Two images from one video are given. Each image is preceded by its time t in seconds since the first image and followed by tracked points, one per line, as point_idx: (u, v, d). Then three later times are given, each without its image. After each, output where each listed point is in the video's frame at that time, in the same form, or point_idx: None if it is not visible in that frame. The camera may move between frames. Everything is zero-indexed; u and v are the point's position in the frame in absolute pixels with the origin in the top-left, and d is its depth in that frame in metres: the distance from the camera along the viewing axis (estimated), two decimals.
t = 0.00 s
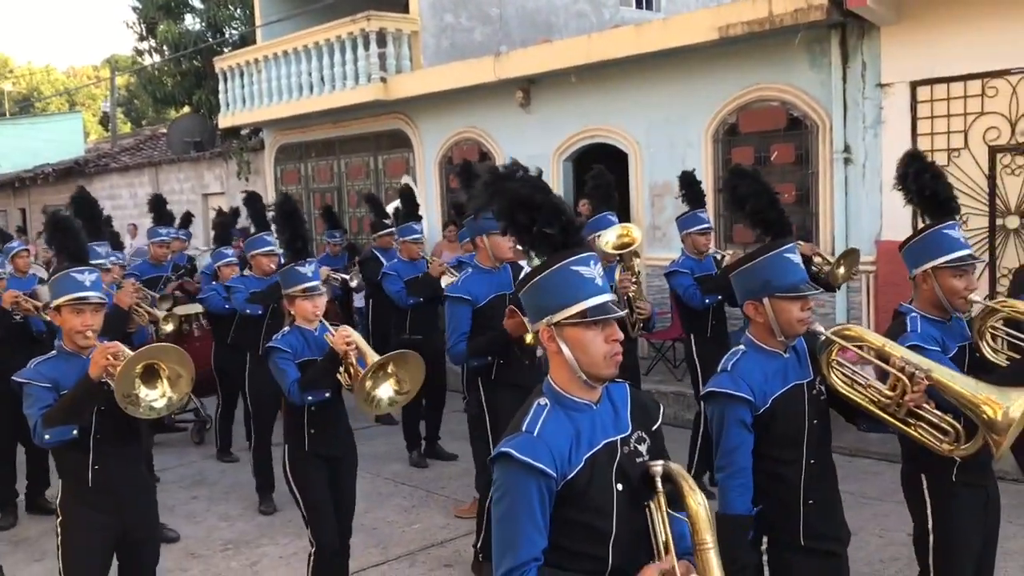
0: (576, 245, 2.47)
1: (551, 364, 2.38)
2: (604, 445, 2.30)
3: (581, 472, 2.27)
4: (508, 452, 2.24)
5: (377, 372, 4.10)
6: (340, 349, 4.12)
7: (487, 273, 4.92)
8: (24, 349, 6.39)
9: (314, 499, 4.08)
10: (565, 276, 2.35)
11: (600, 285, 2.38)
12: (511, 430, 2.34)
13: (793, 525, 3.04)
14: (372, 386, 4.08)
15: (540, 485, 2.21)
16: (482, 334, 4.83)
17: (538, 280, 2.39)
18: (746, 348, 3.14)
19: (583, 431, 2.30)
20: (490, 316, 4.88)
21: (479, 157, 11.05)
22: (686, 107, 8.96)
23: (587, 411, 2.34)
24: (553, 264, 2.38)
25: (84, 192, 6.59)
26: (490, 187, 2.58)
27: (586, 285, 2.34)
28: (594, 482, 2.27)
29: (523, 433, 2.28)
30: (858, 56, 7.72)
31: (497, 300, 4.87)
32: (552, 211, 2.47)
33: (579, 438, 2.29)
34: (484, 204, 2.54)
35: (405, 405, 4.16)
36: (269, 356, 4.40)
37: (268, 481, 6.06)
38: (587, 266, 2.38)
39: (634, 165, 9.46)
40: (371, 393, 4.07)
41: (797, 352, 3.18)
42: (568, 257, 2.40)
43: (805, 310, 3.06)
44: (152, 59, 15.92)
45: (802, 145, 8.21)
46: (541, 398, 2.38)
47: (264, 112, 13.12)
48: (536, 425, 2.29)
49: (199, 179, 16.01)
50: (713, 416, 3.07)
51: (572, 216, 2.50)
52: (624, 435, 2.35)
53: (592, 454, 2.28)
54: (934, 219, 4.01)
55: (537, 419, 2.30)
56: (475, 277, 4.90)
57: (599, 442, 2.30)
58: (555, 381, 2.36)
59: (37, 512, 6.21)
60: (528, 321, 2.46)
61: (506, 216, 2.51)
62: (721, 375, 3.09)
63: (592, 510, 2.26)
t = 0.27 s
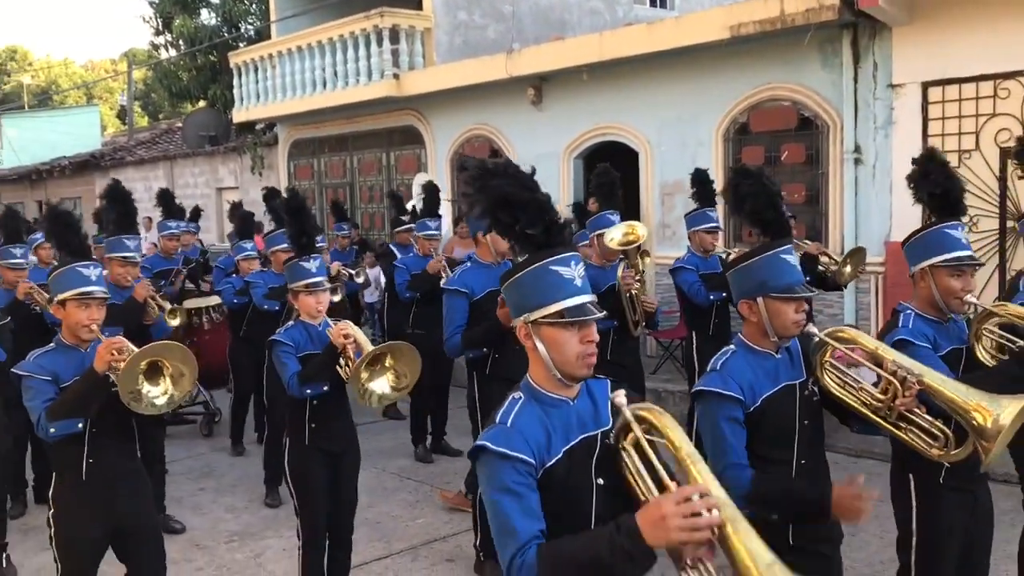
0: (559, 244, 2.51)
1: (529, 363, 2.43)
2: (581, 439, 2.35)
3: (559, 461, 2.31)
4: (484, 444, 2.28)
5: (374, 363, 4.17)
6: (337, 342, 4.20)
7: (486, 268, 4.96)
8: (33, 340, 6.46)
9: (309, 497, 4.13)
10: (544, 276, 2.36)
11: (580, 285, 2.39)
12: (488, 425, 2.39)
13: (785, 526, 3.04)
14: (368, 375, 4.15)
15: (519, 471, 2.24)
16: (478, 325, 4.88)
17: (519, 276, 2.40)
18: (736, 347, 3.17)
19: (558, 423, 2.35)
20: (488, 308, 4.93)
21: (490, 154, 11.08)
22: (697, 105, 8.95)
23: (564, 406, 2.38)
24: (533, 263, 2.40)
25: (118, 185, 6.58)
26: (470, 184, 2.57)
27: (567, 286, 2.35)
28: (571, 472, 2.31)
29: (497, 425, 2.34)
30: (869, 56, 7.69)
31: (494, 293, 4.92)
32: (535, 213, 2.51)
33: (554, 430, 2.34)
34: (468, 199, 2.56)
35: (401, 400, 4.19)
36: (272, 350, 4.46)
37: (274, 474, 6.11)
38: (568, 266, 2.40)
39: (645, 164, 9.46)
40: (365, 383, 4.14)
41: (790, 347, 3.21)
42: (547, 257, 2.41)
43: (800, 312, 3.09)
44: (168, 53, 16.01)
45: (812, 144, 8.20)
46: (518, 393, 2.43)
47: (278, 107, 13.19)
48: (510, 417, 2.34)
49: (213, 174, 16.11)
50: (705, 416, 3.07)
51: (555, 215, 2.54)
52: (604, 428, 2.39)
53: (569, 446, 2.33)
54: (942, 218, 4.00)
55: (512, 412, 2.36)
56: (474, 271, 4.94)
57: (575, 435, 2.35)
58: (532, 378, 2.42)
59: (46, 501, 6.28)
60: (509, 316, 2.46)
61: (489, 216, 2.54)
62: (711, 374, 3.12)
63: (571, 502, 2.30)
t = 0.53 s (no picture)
0: (551, 247, 2.51)
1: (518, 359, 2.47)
2: (572, 432, 2.42)
3: (551, 452, 2.38)
4: (477, 438, 2.33)
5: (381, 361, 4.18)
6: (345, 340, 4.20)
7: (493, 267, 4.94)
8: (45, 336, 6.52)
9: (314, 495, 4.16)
10: (534, 276, 2.37)
11: (570, 287, 2.40)
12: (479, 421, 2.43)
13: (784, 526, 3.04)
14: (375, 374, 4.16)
15: (518, 456, 2.29)
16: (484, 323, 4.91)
17: (510, 274, 2.42)
18: (730, 341, 3.18)
19: (548, 416, 2.41)
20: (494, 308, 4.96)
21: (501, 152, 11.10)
22: (708, 103, 8.94)
23: (555, 400, 2.43)
24: (524, 262, 2.41)
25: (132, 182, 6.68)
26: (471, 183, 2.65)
27: (554, 286, 2.36)
28: (563, 463, 2.38)
29: (489, 418, 2.38)
30: (881, 55, 7.66)
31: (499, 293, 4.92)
32: (530, 211, 2.55)
33: (544, 422, 2.40)
34: (468, 197, 2.64)
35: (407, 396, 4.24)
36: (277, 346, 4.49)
37: (282, 470, 6.15)
38: (558, 267, 2.40)
39: (656, 163, 9.45)
40: (372, 382, 4.16)
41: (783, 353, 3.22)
42: (538, 257, 2.42)
43: (791, 312, 3.05)
44: (183, 51, 16.10)
45: (823, 143, 8.18)
46: (507, 389, 2.48)
47: (292, 105, 13.24)
48: (501, 409, 2.39)
49: (227, 171, 16.19)
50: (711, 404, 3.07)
51: (549, 216, 2.57)
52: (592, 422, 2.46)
53: (559, 440, 2.40)
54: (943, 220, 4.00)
55: (502, 404, 2.41)
56: (480, 270, 4.93)
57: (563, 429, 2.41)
58: (523, 374, 2.46)
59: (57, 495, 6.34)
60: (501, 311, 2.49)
61: (486, 213, 2.59)
62: (712, 361, 3.12)
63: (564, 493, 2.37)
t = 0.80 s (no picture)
0: (552, 244, 2.51)
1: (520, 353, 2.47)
2: (576, 423, 2.41)
3: (557, 440, 2.38)
4: (483, 428, 2.33)
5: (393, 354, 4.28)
6: (354, 334, 4.23)
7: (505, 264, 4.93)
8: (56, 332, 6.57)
9: (322, 486, 4.16)
10: (535, 273, 2.37)
11: (570, 283, 2.40)
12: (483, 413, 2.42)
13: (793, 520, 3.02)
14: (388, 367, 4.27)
15: (524, 444, 2.28)
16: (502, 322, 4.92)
17: (511, 271, 2.42)
18: (731, 338, 3.15)
19: (552, 406, 2.40)
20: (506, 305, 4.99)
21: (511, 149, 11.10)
22: (718, 100, 8.92)
23: (559, 392, 2.43)
24: (525, 259, 2.41)
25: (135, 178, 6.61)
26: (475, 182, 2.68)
27: (553, 283, 2.36)
28: (566, 454, 2.38)
29: (494, 408, 2.38)
30: (891, 51, 7.63)
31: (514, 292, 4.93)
32: (529, 208, 2.55)
33: (547, 413, 2.39)
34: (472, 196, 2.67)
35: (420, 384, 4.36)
36: (283, 342, 4.50)
37: (290, 466, 6.18)
38: (557, 264, 2.40)
39: (665, 159, 9.44)
40: (386, 374, 4.25)
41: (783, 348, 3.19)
42: (540, 254, 2.42)
43: (791, 310, 3.04)
44: (195, 48, 16.16)
45: (833, 140, 8.15)
46: (511, 382, 2.47)
47: (302, 102, 13.28)
48: (505, 400, 2.39)
49: (238, 168, 16.26)
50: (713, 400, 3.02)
51: (550, 214, 2.57)
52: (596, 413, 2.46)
53: (564, 431, 2.39)
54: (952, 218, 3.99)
55: (506, 396, 2.40)
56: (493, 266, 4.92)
57: (567, 419, 2.41)
58: (525, 368, 2.46)
59: (68, 490, 6.39)
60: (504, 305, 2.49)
61: (486, 211, 2.61)
62: (713, 357, 3.08)
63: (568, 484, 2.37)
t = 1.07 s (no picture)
0: (561, 237, 2.53)
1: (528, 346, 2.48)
2: (584, 414, 2.43)
3: (564, 431, 2.39)
4: (492, 417, 2.34)
5: (398, 350, 4.33)
6: (362, 329, 4.24)
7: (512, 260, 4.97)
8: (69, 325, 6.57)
9: (333, 480, 4.18)
10: (543, 267, 2.39)
11: (578, 277, 2.41)
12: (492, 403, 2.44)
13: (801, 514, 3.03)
14: (394, 362, 4.31)
15: (532, 431, 2.30)
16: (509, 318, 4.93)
17: (520, 265, 2.44)
18: (741, 333, 3.14)
19: (560, 397, 2.42)
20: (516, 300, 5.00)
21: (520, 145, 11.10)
22: (728, 96, 8.91)
23: (567, 384, 2.44)
24: (534, 253, 2.43)
25: (136, 171, 6.61)
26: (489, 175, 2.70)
27: (562, 277, 2.38)
28: (574, 443, 2.39)
29: (502, 399, 2.40)
30: (901, 47, 7.61)
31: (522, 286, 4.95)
32: (539, 201, 2.57)
33: (555, 403, 2.41)
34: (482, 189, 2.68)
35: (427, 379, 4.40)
36: (294, 337, 4.52)
37: (300, 461, 6.21)
38: (565, 258, 2.42)
39: (675, 156, 9.44)
40: (392, 371, 4.29)
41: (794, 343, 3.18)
42: (548, 248, 2.44)
43: (799, 306, 3.05)
44: (205, 45, 16.21)
45: (843, 136, 8.14)
46: (519, 374, 2.49)
47: (312, 99, 13.33)
48: (513, 391, 2.41)
49: (249, 164, 16.31)
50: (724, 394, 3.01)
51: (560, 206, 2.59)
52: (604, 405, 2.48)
53: (572, 421, 2.41)
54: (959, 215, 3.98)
55: (514, 387, 2.43)
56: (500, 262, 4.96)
57: (575, 409, 2.42)
58: (533, 361, 2.48)
59: (80, 484, 6.45)
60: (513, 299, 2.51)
61: (497, 203, 2.64)
62: (724, 352, 3.07)
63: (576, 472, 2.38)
